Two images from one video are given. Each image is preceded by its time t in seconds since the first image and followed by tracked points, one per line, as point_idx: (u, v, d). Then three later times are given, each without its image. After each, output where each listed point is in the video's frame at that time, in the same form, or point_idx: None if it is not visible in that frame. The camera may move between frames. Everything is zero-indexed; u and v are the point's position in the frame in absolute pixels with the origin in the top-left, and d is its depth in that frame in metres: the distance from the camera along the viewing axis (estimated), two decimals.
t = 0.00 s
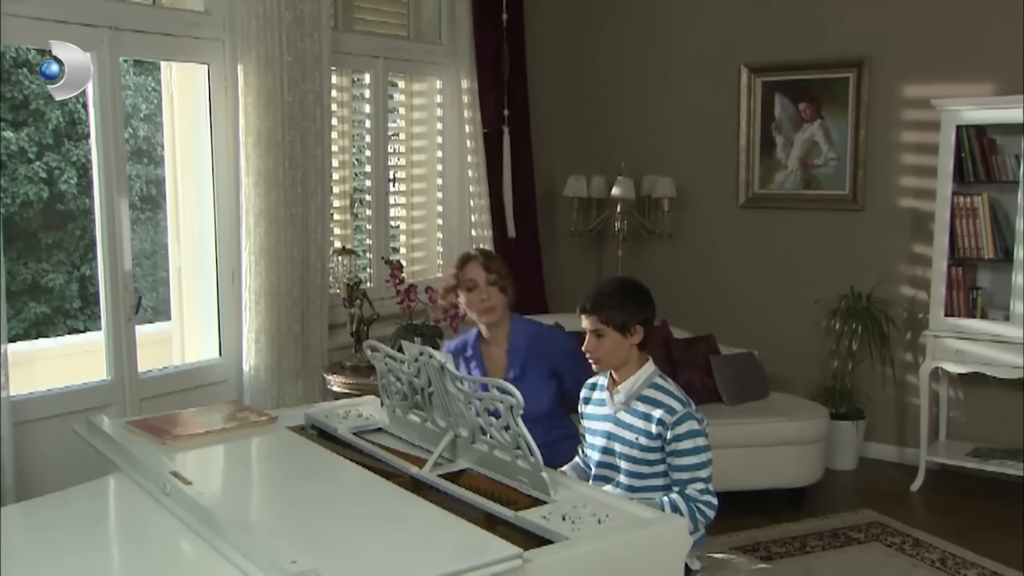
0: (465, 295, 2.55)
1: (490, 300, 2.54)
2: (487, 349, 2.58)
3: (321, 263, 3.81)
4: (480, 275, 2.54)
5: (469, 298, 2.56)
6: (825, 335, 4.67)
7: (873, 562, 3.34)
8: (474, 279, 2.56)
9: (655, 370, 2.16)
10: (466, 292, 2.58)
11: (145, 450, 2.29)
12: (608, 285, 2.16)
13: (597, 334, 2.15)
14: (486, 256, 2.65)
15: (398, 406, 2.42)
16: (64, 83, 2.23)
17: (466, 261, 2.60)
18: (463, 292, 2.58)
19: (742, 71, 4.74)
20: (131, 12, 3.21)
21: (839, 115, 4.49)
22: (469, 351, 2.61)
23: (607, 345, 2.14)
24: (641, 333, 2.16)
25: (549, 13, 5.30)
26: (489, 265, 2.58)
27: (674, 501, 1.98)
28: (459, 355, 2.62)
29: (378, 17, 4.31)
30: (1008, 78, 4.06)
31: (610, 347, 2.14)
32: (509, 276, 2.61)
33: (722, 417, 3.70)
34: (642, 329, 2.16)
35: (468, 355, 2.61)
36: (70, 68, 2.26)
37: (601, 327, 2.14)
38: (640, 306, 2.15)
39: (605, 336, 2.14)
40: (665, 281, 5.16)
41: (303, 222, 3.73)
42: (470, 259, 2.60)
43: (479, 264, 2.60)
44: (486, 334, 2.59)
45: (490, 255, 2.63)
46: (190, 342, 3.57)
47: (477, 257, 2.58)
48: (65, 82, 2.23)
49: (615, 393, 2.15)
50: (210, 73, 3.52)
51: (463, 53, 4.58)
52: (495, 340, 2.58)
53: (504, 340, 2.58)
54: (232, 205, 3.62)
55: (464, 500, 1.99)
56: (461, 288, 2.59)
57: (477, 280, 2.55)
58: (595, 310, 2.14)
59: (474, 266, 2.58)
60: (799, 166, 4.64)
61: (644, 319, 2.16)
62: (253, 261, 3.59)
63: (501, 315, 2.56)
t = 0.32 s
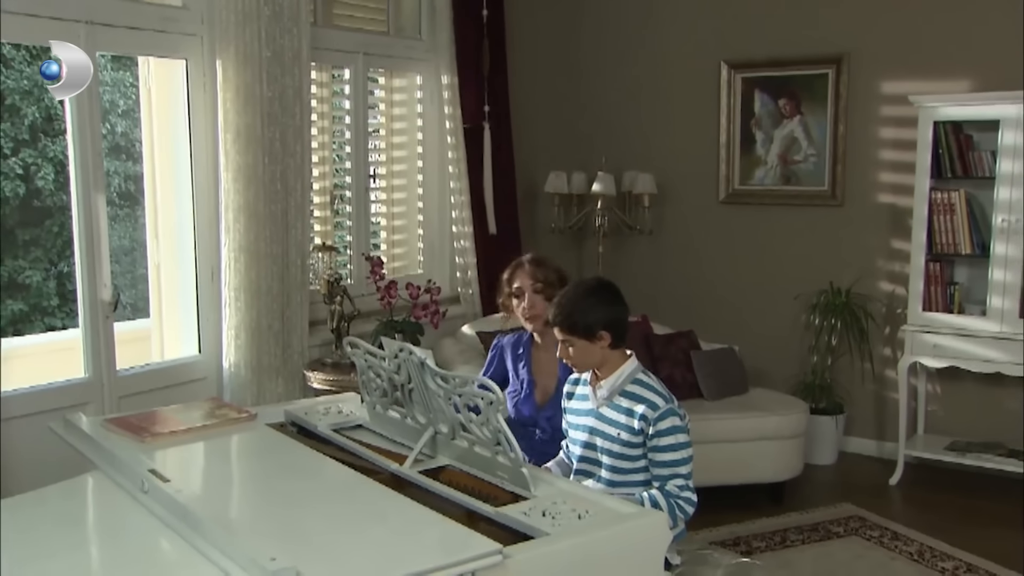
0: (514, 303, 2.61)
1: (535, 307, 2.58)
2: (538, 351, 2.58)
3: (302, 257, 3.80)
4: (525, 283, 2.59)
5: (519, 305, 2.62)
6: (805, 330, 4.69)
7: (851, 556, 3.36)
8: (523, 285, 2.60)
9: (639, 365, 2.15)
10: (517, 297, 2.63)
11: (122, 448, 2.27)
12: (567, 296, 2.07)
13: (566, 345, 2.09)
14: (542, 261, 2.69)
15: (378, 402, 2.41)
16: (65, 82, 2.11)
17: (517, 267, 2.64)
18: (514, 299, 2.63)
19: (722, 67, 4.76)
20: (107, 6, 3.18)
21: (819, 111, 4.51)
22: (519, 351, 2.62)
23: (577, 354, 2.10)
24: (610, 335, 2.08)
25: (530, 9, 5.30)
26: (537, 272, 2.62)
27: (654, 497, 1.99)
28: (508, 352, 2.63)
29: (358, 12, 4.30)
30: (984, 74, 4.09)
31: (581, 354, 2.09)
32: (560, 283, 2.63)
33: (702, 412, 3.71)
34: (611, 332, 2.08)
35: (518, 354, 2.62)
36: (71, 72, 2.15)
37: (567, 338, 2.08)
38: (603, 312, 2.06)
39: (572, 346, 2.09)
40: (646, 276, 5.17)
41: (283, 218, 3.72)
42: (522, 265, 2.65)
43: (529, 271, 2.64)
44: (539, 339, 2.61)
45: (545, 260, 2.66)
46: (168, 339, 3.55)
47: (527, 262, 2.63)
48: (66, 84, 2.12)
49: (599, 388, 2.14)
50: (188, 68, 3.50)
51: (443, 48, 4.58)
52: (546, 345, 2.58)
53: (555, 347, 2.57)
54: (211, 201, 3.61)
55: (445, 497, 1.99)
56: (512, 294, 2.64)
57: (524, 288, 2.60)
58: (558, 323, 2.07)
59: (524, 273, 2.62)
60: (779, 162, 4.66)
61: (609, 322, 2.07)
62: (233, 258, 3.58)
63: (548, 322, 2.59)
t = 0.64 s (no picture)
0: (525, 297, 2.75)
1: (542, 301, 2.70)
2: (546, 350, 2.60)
3: (287, 255, 3.82)
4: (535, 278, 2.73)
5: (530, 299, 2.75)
6: (791, 326, 4.71)
7: (836, 550, 3.38)
8: (534, 280, 2.74)
9: (623, 360, 2.15)
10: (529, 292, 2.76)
11: (106, 445, 2.26)
12: (552, 298, 2.05)
13: (554, 347, 2.08)
14: (555, 258, 2.80)
15: (364, 398, 2.41)
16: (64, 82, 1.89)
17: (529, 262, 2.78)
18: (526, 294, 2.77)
19: (708, 63, 4.76)
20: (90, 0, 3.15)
21: (804, 107, 4.53)
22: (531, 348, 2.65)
23: (565, 355, 2.09)
24: (597, 333, 2.08)
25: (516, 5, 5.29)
26: (547, 267, 2.74)
27: (638, 493, 1.99)
28: (520, 346, 2.67)
29: (343, 8, 4.29)
30: (968, 70, 4.11)
31: (568, 354, 2.08)
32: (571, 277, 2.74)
33: (689, 408, 3.72)
34: (597, 330, 2.07)
35: (529, 351, 2.65)
36: (70, 67, 1.91)
37: (555, 340, 2.07)
38: (589, 312, 2.05)
39: (561, 346, 2.08)
40: (632, 272, 5.18)
41: (268, 214, 3.74)
42: (534, 261, 2.78)
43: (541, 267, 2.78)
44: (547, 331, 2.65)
45: (557, 257, 2.78)
46: (154, 335, 3.53)
47: (536, 258, 2.76)
48: (65, 81, 1.90)
49: (584, 385, 2.14)
50: (172, 63, 3.48)
51: (429, 44, 4.58)
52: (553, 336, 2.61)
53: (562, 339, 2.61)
54: (197, 198, 3.58)
55: (431, 492, 1.98)
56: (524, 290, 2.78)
57: (533, 283, 2.74)
58: (544, 326, 2.05)
59: (535, 268, 2.76)
60: (765, 158, 4.67)
61: (595, 321, 2.06)
62: (218, 254, 3.60)
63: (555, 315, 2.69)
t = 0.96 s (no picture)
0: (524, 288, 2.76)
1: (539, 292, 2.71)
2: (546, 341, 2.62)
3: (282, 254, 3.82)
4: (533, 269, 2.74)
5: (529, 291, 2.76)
6: (785, 323, 4.72)
7: (830, 547, 3.38)
8: (533, 272, 2.75)
9: (619, 358, 2.15)
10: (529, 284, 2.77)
11: (100, 442, 2.26)
12: (547, 298, 2.04)
13: (552, 347, 2.08)
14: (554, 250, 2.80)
15: (358, 395, 2.41)
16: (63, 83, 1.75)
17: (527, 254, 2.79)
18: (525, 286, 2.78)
19: (702, 60, 4.77)
20: None
21: (798, 104, 4.54)
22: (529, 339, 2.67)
23: (563, 354, 2.08)
24: (594, 331, 2.08)
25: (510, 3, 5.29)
26: (545, 259, 2.75)
27: (632, 491, 1.99)
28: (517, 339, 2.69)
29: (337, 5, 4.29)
30: (962, 68, 4.12)
31: (566, 353, 2.08)
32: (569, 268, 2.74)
33: (683, 405, 3.72)
34: (594, 327, 2.07)
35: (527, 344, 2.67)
36: (70, 67, 1.80)
37: (552, 340, 2.06)
38: (585, 310, 2.05)
39: (558, 346, 2.07)
40: (626, 269, 5.18)
41: (262, 211, 3.75)
42: (532, 253, 2.78)
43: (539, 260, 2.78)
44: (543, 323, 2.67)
45: (555, 249, 2.77)
46: (148, 333, 3.53)
47: (534, 250, 2.76)
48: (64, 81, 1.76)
49: (580, 382, 2.13)
50: (166, 60, 3.47)
51: (423, 41, 4.58)
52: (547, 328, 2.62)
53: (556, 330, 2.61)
54: (190, 196, 3.60)
55: (425, 490, 1.98)
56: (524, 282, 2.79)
57: (532, 276, 2.75)
58: (541, 327, 2.05)
59: (534, 260, 2.77)
60: (759, 155, 4.68)
61: (591, 318, 2.06)
62: (212, 252, 3.60)
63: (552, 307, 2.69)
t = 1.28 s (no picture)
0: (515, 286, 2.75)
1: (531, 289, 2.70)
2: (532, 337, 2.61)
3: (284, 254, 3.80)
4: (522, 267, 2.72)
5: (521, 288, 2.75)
6: (786, 323, 4.72)
7: (831, 546, 3.38)
8: (520, 269, 2.74)
9: (622, 359, 2.15)
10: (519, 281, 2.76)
11: (101, 441, 2.26)
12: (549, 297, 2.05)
13: (555, 346, 2.07)
14: (543, 246, 2.79)
15: (359, 394, 2.41)
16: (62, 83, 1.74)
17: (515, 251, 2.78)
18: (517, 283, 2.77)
19: (703, 60, 4.76)
20: None
21: (799, 104, 4.54)
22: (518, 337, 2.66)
23: (566, 353, 2.08)
24: (596, 329, 2.07)
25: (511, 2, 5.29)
26: (533, 255, 2.73)
27: (635, 492, 2.00)
28: (506, 338, 2.69)
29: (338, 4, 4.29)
30: (963, 67, 4.11)
31: (570, 352, 2.08)
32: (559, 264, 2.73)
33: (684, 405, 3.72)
34: (596, 325, 2.07)
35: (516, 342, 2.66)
36: (70, 68, 1.79)
37: (555, 339, 2.06)
38: (586, 307, 2.05)
39: (561, 345, 2.07)
40: (627, 269, 5.18)
41: (264, 210, 3.75)
42: (520, 250, 2.76)
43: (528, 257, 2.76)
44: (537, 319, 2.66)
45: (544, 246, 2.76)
46: (149, 332, 3.54)
47: (522, 247, 2.75)
48: (64, 82, 1.75)
49: (584, 382, 2.13)
50: (167, 59, 3.48)
51: (424, 41, 4.58)
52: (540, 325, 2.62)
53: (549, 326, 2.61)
54: (191, 195, 3.61)
55: (426, 489, 1.98)
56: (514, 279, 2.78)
57: (521, 272, 2.73)
58: (543, 326, 2.05)
59: (521, 257, 2.75)
60: (760, 155, 4.68)
61: (593, 316, 2.06)
62: (214, 250, 3.58)
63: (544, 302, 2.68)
